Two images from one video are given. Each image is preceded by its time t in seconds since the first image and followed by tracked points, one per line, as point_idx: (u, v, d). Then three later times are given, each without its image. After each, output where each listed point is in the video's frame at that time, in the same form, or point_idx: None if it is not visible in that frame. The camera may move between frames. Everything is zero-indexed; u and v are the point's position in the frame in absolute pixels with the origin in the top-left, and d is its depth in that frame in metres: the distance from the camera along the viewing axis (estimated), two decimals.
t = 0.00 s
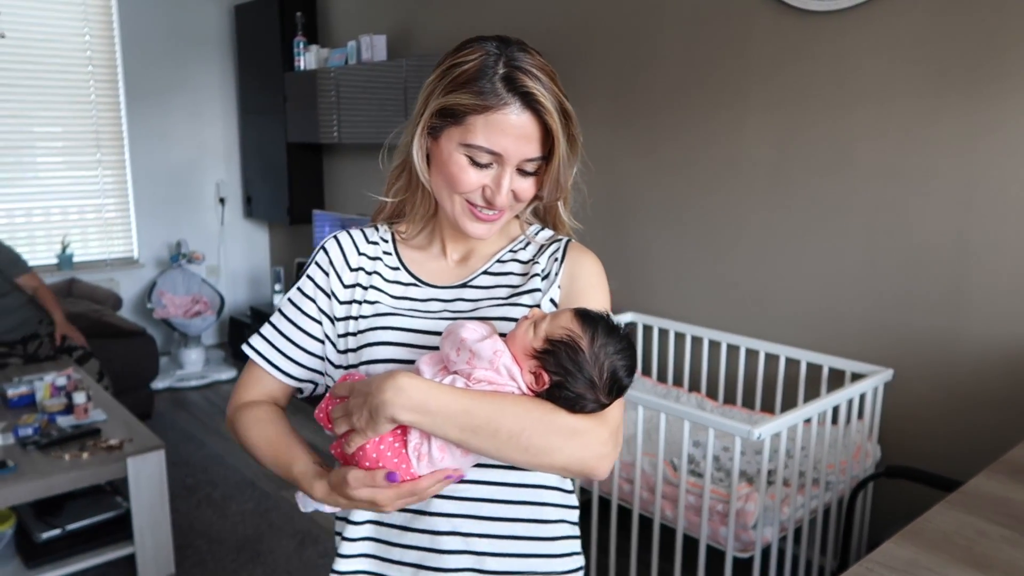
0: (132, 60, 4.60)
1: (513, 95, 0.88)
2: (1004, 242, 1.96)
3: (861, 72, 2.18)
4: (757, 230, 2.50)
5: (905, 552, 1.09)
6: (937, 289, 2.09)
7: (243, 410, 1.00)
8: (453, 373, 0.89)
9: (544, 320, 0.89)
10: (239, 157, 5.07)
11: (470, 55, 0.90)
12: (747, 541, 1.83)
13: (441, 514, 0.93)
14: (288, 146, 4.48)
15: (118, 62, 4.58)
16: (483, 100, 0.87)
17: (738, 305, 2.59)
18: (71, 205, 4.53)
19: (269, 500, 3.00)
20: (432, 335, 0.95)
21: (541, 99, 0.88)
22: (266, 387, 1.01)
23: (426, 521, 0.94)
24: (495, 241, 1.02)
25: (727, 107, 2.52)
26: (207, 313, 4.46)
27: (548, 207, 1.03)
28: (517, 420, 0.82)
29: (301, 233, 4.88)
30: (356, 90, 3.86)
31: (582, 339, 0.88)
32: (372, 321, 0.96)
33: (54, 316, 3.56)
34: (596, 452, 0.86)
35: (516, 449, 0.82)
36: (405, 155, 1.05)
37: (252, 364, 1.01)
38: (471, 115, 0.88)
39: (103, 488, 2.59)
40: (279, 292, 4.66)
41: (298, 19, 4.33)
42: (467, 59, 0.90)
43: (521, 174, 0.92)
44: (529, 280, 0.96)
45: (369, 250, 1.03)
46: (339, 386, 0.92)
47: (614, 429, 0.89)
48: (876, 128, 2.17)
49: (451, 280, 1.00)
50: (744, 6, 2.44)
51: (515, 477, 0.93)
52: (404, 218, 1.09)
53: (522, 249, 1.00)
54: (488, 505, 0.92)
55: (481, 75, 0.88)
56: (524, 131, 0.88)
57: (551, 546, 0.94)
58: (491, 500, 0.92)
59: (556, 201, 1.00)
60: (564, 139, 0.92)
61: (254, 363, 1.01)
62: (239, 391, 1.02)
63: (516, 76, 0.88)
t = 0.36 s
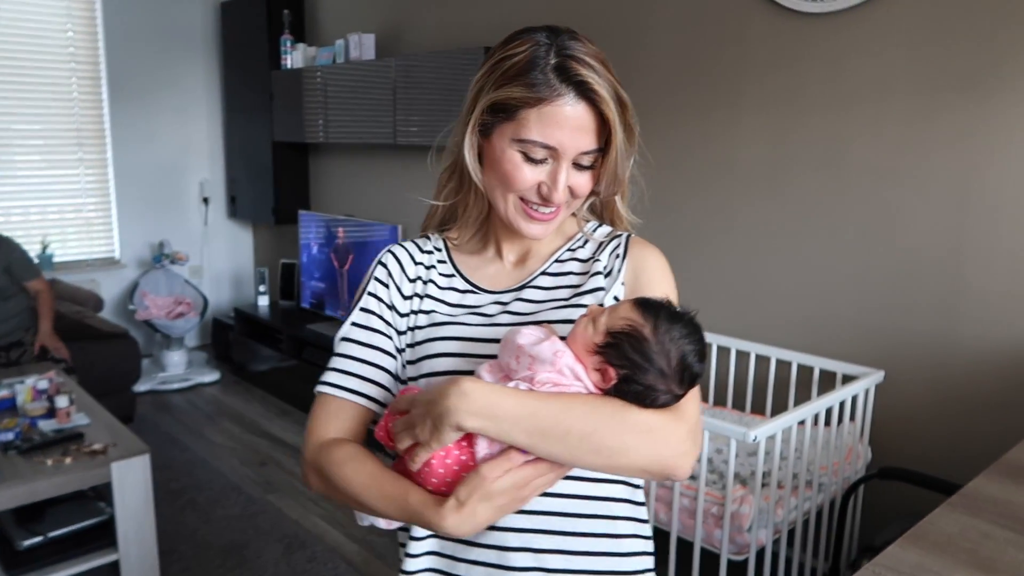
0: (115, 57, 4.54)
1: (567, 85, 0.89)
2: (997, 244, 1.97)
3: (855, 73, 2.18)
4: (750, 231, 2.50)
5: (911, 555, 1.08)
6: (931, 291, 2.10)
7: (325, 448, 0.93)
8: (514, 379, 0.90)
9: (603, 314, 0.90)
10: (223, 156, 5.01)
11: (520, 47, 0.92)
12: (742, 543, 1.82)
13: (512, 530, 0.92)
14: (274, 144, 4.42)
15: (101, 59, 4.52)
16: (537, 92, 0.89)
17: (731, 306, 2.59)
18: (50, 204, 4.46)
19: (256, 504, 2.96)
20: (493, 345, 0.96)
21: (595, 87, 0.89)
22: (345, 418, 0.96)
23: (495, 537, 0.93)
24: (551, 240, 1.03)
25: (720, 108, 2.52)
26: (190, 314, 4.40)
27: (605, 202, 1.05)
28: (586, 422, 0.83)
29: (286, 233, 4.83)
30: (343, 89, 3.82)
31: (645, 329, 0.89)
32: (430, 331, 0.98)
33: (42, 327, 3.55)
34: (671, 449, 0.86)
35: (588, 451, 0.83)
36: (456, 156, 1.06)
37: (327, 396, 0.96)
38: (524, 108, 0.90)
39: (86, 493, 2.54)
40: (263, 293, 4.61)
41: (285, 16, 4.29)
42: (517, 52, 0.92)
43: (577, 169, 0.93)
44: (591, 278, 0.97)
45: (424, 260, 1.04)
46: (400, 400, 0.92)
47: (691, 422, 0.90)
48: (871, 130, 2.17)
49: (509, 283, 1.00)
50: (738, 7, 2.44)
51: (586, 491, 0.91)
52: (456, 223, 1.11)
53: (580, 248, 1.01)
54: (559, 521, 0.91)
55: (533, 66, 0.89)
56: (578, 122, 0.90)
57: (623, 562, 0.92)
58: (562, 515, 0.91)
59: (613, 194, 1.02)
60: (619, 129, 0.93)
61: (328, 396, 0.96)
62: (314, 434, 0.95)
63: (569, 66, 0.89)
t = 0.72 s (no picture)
0: (61, 55, 4.38)
1: (609, 100, 0.89)
2: (953, 249, 2.03)
3: (819, 80, 2.23)
4: (715, 235, 2.53)
5: (888, 555, 1.11)
6: (891, 294, 2.15)
7: (326, 446, 0.99)
8: (540, 400, 0.91)
9: (638, 341, 0.90)
10: (175, 158, 4.89)
11: (563, 59, 0.93)
12: (714, 546, 1.87)
13: (526, 549, 0.92)
14: (229, 147, 4.33)
15: (46, 57, 4.34)
16: (578, 106, 0.89)
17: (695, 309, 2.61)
18: None
19: (216, 515, 2.89)
20: (517, 357, 0.96)
21: (637, 104, 0.89)
22: (351, 420, 1.01)
23: (510, 556, 0.93)
24: (582, 255, 1.03)
25: (686, 113, 2.54)
26: (142, 320, 4.28)
27: (639, 220, 1.05)
28: (613, 450, 0.83)
29: (241, 237, 4.74)
30: (302, 91, 3.76)
31: (682, 360, 0.88)
32: (453, 340, 0.98)
33: None
34: (700, 482, 0.85)
35: (611, 480, 0.82)
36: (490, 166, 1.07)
37: (337, 397, 1.02)
38: (564, 122, 0.91)
39: (38, 509, 2.45)
40: (218, 298, 4.50)
41: (240, 16, 4.21)
42: (560, 64, 0.92)
43: (613, 186, 0.94)
44: (622, 296, 0.97)
45: (450, 267, 1.06)
46: (421, 408, 0.93)
47: (717, 456, 0.89)
48: (832, 137, 2.22)
49: (537, 294, 1.01)
50: (703, 12, 2.46)
51: (603, 512, 0.91)
52: (485, 233, 1.12)
53: (611, 263, 1.02)
54: (573, 540, 0.91)
55: (575, 79, 0.90)
56: (617, 139, 0.90)
57: None
58: (576, 534, 0.91)
59: (648, 214, 1.02)
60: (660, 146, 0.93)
61: (337, 397, 1.02)
62: (321, 428, 1.01)
63: (612, 80, 0.90)
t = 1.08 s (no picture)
0: None
1: (565, 94, 0.89)
2: (903, 243, 2.08)
3: (772, 79, 2.26)
4: (672, 232, 2.55)
5: (854, 545, 1.13)
6: (844, 289, 2.20)
7: (242, 394, 1.05)
8: (470, 399, 0.90)
9: (574, 346, 0.89)
10: (119, 158, 4.74)
11: (523, 47, 0.92)
12: (679, 539, 1.86)
13: (450, 545, 0.93)
14: (177, 147, 4.21)
15: None
16: (533, 98, 0.89)
17: (654, 305, 2.63)
18: None
19: (169, 525, 2.81)
20: (452, 348, 0.96)
21: (594, 101, 0.89)
22: (267, 380, 1.06)
23: (435, 552, 0.94)
24: (529, 250, 1.03)
25: (643, 110, 2.56)
26: (87, 326, 4.13)
27: (590, 218, 1.05)
28: (536, 456, 0.82)
29: (191, 239, 4.62)
30: (252, 89, 3.67)
31: (616, 369, 0.87)
32: (390, 328, 0.98)
33: None
34: (627, 493, 0.85)
35: (534, 485, 0.82)
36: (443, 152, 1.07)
37: (262, 358, 1.07)
38: (518, 113, 0.91)
39: None
40: (167, 302, 4.38)
41: (187, 13, 4.10)
42: (518, 54, 0.92)
43: (564, 182, 0.94)
44: (565, 295, 0.96)
45: (393, 251, 1.06)
46: (347, 398, 0.92)
47: (646, 467, 0.88)
48: (785, 134, 2.26)
49: (480, 286, 1.01)
50: (659, 10, 2.48)
51: (525, 509, 0.93)
52: (434, 218, 1.13)
53: (557, 261, 1.01)
54: (495, 537, 0.92)
55: (533, 70, 0.90)
56: (571, 135, 0.90)
57: None
58: (501, 532, 0.92)
59: (600, 213, 1.03)
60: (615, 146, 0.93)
61: (262, 358, 1.07)
62: (243, 378, 1.07)
63: (571, 75, 0.89)
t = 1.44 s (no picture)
0: None
1: (494, 81, 0.90)
2: (886, 225, 2.09)
3: (755, 62, 2.26)
4: (656, 216, 2.55)
5: (843, 526, 1.14)
6: (828, 272, 2.21)
7: (157, 402, 0.98)
8: (406, 384, 0.90)
9: (509, 329, 0.90)
10: (96, 144, 4.67)
11: (450, 34, 0.92)
12: (667, 522, 1.87)
13: (387, 532, 0.92)
14: (154, 132, 4.14)
15: None
16: (461, 84, 0.89)
17: (640, 290, 2.64)
18: None
19: (154, 514, 2.79)
20: (381, 338, 0.95)
21: (522, 88, 0.90)
22: (185, 382, 1.00)
23: (372, 541, 0.93)
24: (456, 238, 1.04)
25: (626, 94, 2.55)
26: (66, 315, 4.07)
27: (516, 205, 1.07)
28: (475, 438, 0.83)
29: (172, 226, 4.57)
30: (231, 73, 3.62)
31: (550, 351, 0.88)
32: (317, 318, 0.97)
33: None
34: (559, 472, 0.87)
35: (471, 467, 0.83)
36: (369, 139, 1.06)
37: (174, 355, 1.00)
38: (447, 99, 0.90)
39: None
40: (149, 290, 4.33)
41: None
42: (446, 41, 0.92)
43: (492, 169, 0.94)
44: (493, 281, 0.97)
45: (318, 240, 1.05)
46: (281, 388, 0.91)
47: (577, 446, 0.90)
48: (768, 118, 2.26)
49: (407, 275, 1.01)
50: None
51: (460, 491, 0.93)
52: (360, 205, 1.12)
53: (485, 247, 1.02)
54: (435, 520, 0.92)
55: (461, 57, 0.90)
56: (499, 122, 0.91)
57: (495, 560, 0.94)
58: (440, 514, 0.92)
59: (526, 201, 1.05)
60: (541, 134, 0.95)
61: (175, 356, 1.00)
62: (152, 386, 1.00)
63: (499, 62, 0.90)
